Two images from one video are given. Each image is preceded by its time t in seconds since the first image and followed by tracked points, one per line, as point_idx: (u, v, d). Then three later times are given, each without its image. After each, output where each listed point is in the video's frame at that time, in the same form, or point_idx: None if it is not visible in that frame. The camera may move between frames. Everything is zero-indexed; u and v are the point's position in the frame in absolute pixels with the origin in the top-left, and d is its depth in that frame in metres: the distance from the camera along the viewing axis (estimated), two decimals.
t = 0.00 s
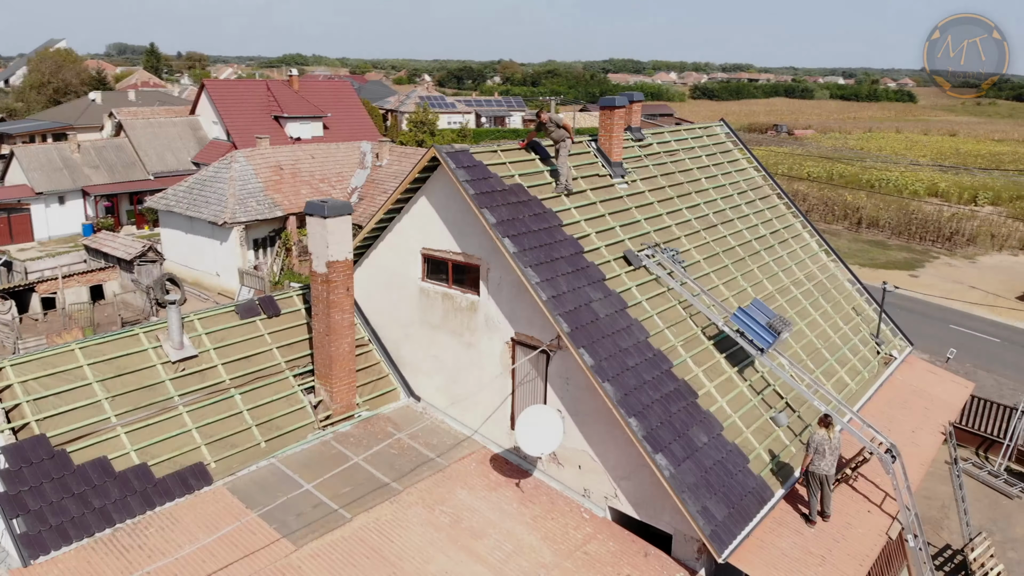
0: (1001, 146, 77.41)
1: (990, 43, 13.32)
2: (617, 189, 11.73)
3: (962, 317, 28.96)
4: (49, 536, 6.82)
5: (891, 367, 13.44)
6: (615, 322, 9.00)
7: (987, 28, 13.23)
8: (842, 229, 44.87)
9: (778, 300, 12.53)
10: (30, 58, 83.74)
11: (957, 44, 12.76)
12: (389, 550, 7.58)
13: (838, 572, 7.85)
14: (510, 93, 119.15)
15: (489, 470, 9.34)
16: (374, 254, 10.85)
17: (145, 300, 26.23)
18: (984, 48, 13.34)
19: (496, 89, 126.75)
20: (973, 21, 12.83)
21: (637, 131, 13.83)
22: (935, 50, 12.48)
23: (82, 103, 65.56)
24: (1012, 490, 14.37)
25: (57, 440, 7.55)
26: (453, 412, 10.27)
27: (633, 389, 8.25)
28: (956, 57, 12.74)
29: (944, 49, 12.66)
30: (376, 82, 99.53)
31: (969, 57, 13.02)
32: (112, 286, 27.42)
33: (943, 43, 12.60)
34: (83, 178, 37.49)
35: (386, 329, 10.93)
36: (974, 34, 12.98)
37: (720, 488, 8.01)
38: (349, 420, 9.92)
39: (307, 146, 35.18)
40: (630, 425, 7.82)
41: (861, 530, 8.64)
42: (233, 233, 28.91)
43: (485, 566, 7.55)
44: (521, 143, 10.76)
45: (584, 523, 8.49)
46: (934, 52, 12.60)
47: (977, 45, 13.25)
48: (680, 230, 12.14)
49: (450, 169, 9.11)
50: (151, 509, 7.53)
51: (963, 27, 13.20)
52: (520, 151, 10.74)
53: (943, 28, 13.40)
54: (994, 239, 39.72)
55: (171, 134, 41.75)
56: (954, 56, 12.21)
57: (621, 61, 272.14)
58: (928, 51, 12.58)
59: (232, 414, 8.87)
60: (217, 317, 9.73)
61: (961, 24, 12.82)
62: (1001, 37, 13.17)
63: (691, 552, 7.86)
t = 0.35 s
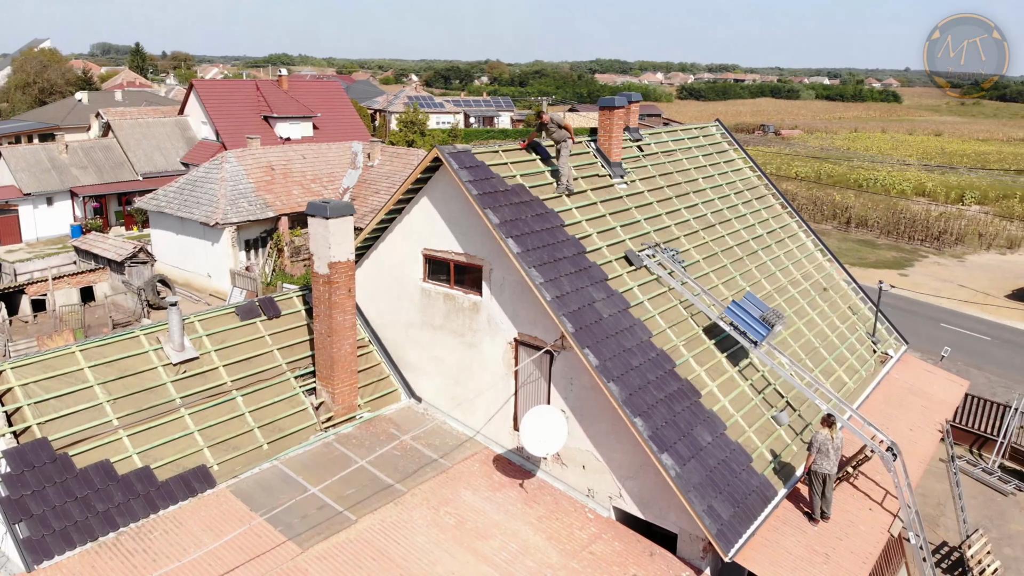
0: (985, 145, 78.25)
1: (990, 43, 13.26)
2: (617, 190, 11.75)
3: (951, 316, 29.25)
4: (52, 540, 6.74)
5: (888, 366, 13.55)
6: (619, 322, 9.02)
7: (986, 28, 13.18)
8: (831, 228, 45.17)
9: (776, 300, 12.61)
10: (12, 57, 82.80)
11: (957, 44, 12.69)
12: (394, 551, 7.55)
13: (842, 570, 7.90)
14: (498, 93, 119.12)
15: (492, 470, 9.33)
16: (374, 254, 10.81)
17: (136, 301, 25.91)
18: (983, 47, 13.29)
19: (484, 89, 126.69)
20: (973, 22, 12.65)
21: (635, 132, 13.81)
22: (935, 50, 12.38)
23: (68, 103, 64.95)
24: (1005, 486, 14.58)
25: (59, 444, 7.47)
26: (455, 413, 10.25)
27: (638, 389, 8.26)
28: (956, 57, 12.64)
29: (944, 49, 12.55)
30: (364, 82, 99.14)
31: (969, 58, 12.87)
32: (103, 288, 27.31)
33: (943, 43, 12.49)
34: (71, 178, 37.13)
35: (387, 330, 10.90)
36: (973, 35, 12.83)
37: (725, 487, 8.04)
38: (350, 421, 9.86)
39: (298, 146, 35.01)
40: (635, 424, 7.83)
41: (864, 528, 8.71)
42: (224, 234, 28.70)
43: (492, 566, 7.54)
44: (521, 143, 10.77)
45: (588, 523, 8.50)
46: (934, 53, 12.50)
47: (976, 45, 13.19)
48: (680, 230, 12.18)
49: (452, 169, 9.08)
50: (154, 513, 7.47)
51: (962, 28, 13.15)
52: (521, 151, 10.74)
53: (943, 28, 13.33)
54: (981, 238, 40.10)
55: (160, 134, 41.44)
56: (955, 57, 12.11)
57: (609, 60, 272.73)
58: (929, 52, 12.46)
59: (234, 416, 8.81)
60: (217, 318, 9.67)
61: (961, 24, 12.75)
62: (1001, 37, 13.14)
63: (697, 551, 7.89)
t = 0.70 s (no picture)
0: (970, 145, 78.97)
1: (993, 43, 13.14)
2: (617, 190, 11.78)
3: (941, 314, 29.50)
4: (57, 546, 6.69)
5: (885, 365, 13.66)
6: (623, 322, 9.03)
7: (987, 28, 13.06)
8: (821, 228, 45.45)
9: (776, 300, 12.69)
10: None
11: (957, 43, 12.56)
12: (402, 553, 7.52)
13: (848, 568, 7.96)
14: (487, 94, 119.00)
15: (496, 472, 9.30)
16: (375, 255, 10.77)
17: (128, 303, 26.31)
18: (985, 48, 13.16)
19: (472, 89, 126.58)
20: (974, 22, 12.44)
21: (634, 132, 13.83)
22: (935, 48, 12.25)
23: (55, 103, 64.34)
24: (1000, 484, 14.81)
25: (62, 448, 7.40)
26: (458, 414, 10.23)
27: (644, 390, 8.27)
28: (956, 56, 12.51)
29: (945, 47, 12.42)
30: (352, 82, 98.75)
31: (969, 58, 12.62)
32: (94, 290, 27.14)
33: (944, 41, 12.36)
34: (60, 180, 36.77)
35: (389, 332, 10.86)
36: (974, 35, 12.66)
37: (731, 486, 8.07)
38: (353, 423, 9.81)
39: (290, 146, 34.85)
40: (642, 425, 7.83)
41: (868, 525, 8.78)
42: (216, 235, 28.50)
43: (500, 567, 7.53)
44: (523, 144, 10.77)
45: (594, 523, 8.50)
46: (934, 50, 12.36)
47: (977, 45, 13.07)
48: (680, 230, 12.21)
49: (456, 169, 9.05)
50: (159, 516, 7.42)
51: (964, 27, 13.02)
52: (523, 151, 10.74)
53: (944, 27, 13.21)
54: (969, 238, 40.44)
55: (149, 135, 41.14)
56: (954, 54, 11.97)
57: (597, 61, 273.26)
58: (928, 49, 12.33)
59: (237, 419, 8.75)
60: (218, 320, 9.61)
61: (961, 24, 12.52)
62: (1002, 37, 13.02)
63: (703, 550, 7.92)
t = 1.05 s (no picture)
0: (958, 144, 79.67)
1: (992, 43, 13.20)
2: (618, 190, 11.80)
3: (933, 313, 29.76)
4: (62, 550, 6.63)
5: (883, 364, 13.78)
6: (628, 322, 9.04)
7: (986, 28, 13.13)
8: (812, 227, 45.72)
9: (776, 300, 12.77)
10: None
11: (956, 43, 12.63)
12: (410, 555, 7.48)
13: (854, 566, 8.01)
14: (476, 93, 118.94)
15: (501, 473, 9.29)
16: (378, 256, 10.74)
17: (120, 304, 26.04)
18: (984, 48, 13.21)
19: (462, 89, 126.46)
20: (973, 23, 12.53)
21: (634, 132, 13.87)
22: (934, 48, 12.31)
23: (42, 103, 63.80)
24: (997, 481, 15.04)
25: (66, 452, 7.34)
26: (461, 415, 10.22)
27: (650, 390, 8.28)
28: (955, 57, 12.58)
29: (944, 48, 12.48)
30: (341, 82, 98.41)
31: (969, 58, 12.70)
32: (86, 291, 26.86)
33: (943, 41, 12.41)
34: (49, 180, 36.47)
35: (391, 333, 10.83)
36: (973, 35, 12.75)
37: (737, 486, 8.10)
38: (356, 424, 9.76)
39: (282, 146, 34.70)
40: (649, 425, 7.84)
41: (871, 524, 8.84)
42: (210, 236, 28.34)
43: (508, 569, 7.50)
44: (526, 144, 10.79)
45: (601, 524, 8.50)
46: (932, 51, 12.42)
47: (976, 45, 13.13)
48: (681, 231, 12.25)
49: (460, 170, 9.02)
50: (164, 520, 7.36)
51: (963, 28, 13.09)
52: (525, 152, 10.75)
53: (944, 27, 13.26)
54: (959, 237, 40.80)
55: (139, 135, 40.86)
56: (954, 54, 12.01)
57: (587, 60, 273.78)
58: (927, 49, 12.38)
59: (241, 421, 8.70)
60: (220, 322, 9.54)
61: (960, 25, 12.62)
62: (1001, 37, 13.04)
63: (710, 550, 7.93)
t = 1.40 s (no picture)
0: (946, 144, 80.30)
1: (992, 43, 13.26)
2: (620, 190, 11.82)
3: (925, 312, 30.00)
4: (70, 554, 6.58)
5: (882, 362, 13.88)
6: (633, 322, 9.05)
7: (987, 28, 13.20)
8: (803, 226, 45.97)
9: (777, 299, 12.83)
10: None
11: (957, 43, 12.68)
12: (419, 557, 7.46)
13: (860, 564, 8.06)
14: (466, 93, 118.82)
15: (507, 474, 9.28)
16: (380, 256, 10.72)
17: (114, 306, 25.89)
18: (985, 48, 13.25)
19: (452, 89, 126.36)
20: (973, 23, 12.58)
21: (634, 133, 13.89)
22: (934, 48, 12.34)
23: (30, 103, 63.31)
24: (993, 479, 15.30)
25: (72, 455, 7.29)
26: (465, 415, 10.20)
27: (656, 390, 8.29)
28: (956, 56, 12.65)
29: (945, 47, 12.53)
30: (331, 82, 98.11)
31: (970, 57, 12.77)
32: (79, 293, 26.61)
33: (943, 41, 12.45)
34: (40, 181, 36.19)
35: (394, 334, 10.80)
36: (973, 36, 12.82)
37: (744, 485, 8.12)
38: (360, 426, 9.73)
39: (276, 146, 34.56)
40: (657, 425, 7.85)
41: (877, 523, 8.89)
42: (204, 237, 28.17)
43: (517, 569, 7.49)
44: (528, 144, 10.77)
45: (608, 524, 8.50)
46: (933, 51, 12.46)
47: (977, 45, 13.17)
48: (682, 231, 12.27)
49: (465, 170, 9.01)
50: (171, 523, 7.32)
51: (964, 27, 13.16)
52: (528, 152, 10.74)
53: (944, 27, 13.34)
54: (949, 236, 41.12)
55: (130, 135, 40.61)
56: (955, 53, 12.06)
57: (577, 60, 273.72)
58: (928, 49, 12.42)
59: (246, 423, 8.65)
60: (224, 324, 9.49)
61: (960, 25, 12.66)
62: (1001, 37, 13.10)
63: (717, 549, 7.94)
